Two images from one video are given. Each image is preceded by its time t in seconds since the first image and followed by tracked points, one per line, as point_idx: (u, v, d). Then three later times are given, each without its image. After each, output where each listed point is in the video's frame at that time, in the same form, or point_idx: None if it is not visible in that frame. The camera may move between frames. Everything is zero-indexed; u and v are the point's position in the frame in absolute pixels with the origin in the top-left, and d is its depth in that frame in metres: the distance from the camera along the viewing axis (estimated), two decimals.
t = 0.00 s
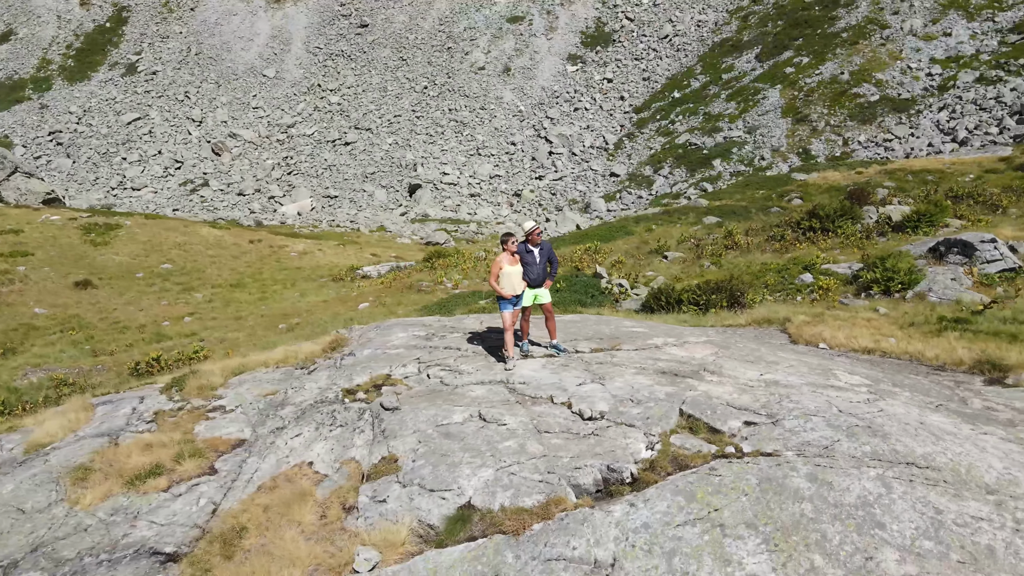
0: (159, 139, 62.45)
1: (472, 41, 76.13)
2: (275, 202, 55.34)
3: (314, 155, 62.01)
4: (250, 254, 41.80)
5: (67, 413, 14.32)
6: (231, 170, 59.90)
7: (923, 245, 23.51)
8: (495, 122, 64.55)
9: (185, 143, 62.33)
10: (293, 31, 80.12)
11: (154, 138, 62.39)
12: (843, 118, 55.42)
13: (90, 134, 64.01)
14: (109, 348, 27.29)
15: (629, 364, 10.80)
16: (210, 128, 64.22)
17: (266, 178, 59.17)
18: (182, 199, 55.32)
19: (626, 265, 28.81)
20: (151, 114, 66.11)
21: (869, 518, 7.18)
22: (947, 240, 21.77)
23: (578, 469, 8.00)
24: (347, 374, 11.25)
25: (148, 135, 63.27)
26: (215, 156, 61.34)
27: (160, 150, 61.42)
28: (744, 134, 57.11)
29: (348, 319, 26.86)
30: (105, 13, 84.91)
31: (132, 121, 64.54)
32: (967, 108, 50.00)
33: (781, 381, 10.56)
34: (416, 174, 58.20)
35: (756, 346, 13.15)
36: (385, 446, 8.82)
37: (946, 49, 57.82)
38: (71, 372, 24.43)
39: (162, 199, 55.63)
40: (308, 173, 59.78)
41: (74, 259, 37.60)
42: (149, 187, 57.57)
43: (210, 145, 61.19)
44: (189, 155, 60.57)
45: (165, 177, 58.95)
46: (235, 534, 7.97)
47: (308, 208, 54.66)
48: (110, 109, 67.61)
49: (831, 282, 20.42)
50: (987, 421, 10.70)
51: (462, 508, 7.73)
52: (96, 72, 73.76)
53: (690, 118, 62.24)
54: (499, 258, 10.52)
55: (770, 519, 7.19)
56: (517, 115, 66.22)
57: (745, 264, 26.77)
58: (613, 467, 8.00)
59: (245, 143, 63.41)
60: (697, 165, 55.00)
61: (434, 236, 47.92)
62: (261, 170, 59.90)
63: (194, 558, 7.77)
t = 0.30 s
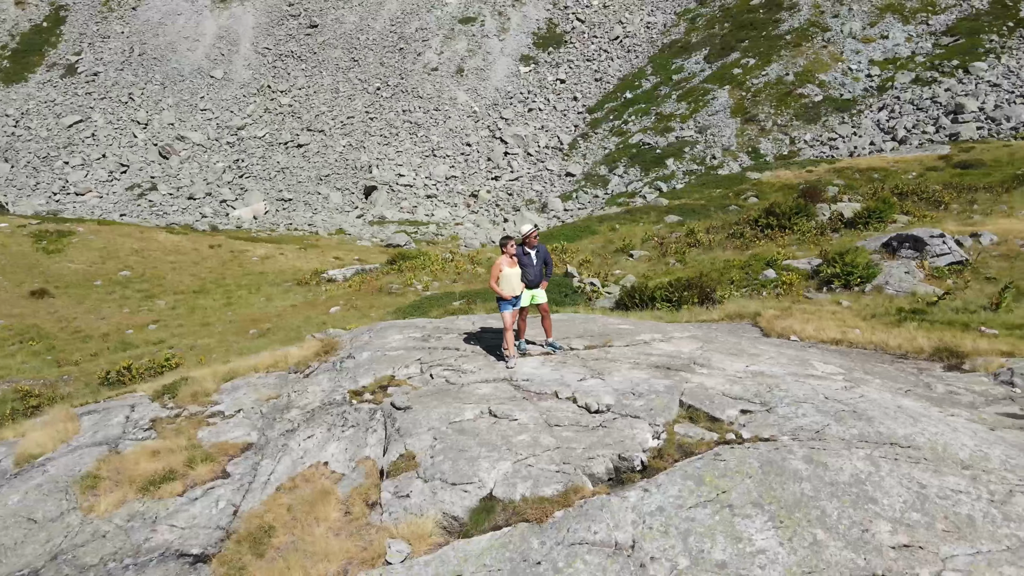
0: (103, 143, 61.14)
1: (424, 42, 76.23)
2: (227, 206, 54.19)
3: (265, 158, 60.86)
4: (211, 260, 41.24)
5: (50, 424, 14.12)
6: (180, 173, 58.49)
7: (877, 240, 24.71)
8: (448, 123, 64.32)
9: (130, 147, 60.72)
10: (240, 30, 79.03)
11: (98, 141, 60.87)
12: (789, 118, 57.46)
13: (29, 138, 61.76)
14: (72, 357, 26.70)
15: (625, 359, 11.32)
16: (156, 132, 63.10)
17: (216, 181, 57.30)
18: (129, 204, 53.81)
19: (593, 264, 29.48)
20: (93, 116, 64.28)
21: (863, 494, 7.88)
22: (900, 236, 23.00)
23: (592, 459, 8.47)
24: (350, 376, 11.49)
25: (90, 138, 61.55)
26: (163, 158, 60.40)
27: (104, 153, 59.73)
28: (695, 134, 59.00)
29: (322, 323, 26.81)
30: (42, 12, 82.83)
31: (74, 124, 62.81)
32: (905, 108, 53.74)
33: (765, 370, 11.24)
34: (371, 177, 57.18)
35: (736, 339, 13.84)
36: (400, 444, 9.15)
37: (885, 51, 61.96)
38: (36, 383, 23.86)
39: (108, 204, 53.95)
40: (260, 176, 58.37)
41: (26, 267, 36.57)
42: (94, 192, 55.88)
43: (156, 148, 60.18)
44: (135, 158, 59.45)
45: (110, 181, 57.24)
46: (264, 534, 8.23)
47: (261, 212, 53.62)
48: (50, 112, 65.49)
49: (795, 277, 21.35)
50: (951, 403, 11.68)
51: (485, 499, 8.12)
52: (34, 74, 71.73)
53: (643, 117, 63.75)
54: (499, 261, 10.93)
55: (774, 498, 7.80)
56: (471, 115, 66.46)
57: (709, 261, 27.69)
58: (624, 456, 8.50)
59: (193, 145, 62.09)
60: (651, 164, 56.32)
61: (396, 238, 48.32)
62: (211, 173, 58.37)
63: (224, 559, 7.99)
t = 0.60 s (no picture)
0: (44, 146, 59.16)
1: (377, 43, 76.02)
2: (179, 210, 52.87)
3: (217, 161, 59.72)
4: (172, 266, 40.56)
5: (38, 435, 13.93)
6: (128, 177, 56.93)
7: (835, 236, 25.87)
8: (404, 125, 64.26)
9: (74, 151, 58.88)
10: (186, 30, 77.63)
11: (39, 145, 58.91)
12: (740, 118, 59.13)
13: None
14: (35, 367, 26.03)
15: (621, 355, 11.87)
16: (101, 134, 61.34)
17: (167, 185, 55.88)
18: (75, 209, 52.12)
19: (564, 263, 30.08)
20: (34, 119, 62.22)
21: (856, 472, 8.59)
22: (857, 232, 24.13)
23: (604, 448, 8.97)
24: (354, 378, 11.75)
25: (32, 142, 59.57)
26: (109, 162, 58.65)
27: (46, 157, 57.86)
28: (649, 134, 60.20)
29: (297, 326, 26.77)
30: None
31: (14, 127, 60.71)
32: (849, 107, 56.07)
33: (751, 362, 11.91)
34: (327, 178, 56.62)
35: (717, 333, 14.51)
36: (417, 441, 9.49)
37: (828, 52, 64.38)
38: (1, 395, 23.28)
39: (53, 209, 52.15)
40: (213, 180, 57.12)
41: None
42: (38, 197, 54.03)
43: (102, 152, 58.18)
44: (79, 162, 57.64)
45: (54, 186, 55.41)
46: (292, 531, 8.51)
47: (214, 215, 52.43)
48: None
49: (761, 273, 22.26)
50: (919, 388, 12.61)
51: (507, 490, 8.54)
52: None
53: (598, 118, 64.90)
54: (500, 264, 11.35)
55: (777, 479, 8.42)
56: (427, 117, 66.51)
57: (675, 259, 28.51)
58: (634, 445, 9.03)
59: (140, 148, 60.60)
60: (607, 164, 57.36)
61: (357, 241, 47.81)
62: (161, 177, 56.99)
63: (257, 556, 8.23)
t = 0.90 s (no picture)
0: None
1: (331, 45, 75.54)
2: (130, 216, 50.80)
3: (169, 165, 58.47)
4: (134, 274, 39.80)
5: (31, 447, 13.85)
6: (75, 182, 55.02)
7: (799, 234, 26.90)
8: (361, 127, 64.03)
9: (18, 156, 57.01)
10: (133, 32, 76.00)
11: None
12: (695, 118, 60.56)
13: None
14: None
15: (618, 352, 12.42)
16: (45, 138, 59.53)
17: (117, 191, 54.01)
18: (21, 216, 50.25)
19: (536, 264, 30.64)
20: None
21: (849, 454, 9.29)
22: (820, 230, 25.20)
23: (616, 440, 9.49)
24: (361, 380, 12.06)
25: None
26: (55, 167, 56.82)
27: None
28: (607, 134, 61.22)
29: (273, 331, 26.71)
30: None
31: None
32: (799, 108, 58.10)
33: (740, 356, 12.59)
34: (284, 183, 55.38)
35: (702, 329, 15.19)
36: (435, 438, 9.86)
37: (777, 55, 66.59)
38: None
39: None
40: (166, 185, 55.70)
41: None
42: None
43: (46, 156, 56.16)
44: (23, 167, 55.71)
45: None
46: (321, 528, 8.81)
47: (167, 221, 50.75)
48: None
49: (732, 270, 23.09)
50: (891, 375, 13.49)
51: (527, 482, 8.99)
52: None
53: (556, 119, 65.85)
54: (502, 267, 11.76)
55: (778, 463, 9.05)
56: (384, 119, 66.38)
57: (646, 258, 29.25)
58: (643, 435, 9.57)
59: (87, 153, 58.99)
60: (566, 165, 58.11)
61: (320, 244, 46.69)
62: (111, 182, 55.19)
63: (290, 553, 8.52)
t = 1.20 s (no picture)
0: None
1: (282, 48, 74.60)
2: (77, 224, 49.81)
3: (117, 172, 56.78)
4: (93, 283, 38.91)
5: (22, 461, 13.73)
6: (17, 190, 52.94)
7: (762, 233, 27.96)
8: (315, 132, 63.66)
9: None
10: (73, 34, 73.75)
11: None
12: (648, 121, 61.87)
13: None
14: None
15: (613, 349, 12.99)
16: None
17: (62, 199, 52.56)
18: None
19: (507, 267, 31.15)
20: None
21: (839, 439, 10.02)
22: (782, 230, 26.22)
23: (625, 432, 10.04)
24: (367, 383, 12.35)
25: None
26: None
27: None
28: (563, 138, 62.06)
29: (248, 338, 26.62)
30: None
31: None
32: (749, 111, 60.01)
33: (726, 351, 13.31)
34: (238, 189, 54.64)
35: (685, 326, 15.86)
36: (449, 436, 10.26)
37: (726, 59, 68.67)
38: None
39: None
40: (114, 192, 54.03)
41: None
42: None
43: None
44: None
45: None
46: (348, 525, 9.13)
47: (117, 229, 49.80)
48: None
49: (700, 269, 23.95)
50: (864, 365, 14.38)
51: (544, 474, 9.46)
52: None
53: (512, 122, 66.59)
54: (502, 270, 12.17)
55: (776, 448, 9.73)
56: (339, 123, 66.06)
57: (615, 259, 30.07)
58: (649, 427, 10.14)
59: (29, 159, 56.96)
60: (524, 168, 58.39)
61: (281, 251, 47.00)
62: (56, 190, 53.22)
63: (320, 550, 8.84)
